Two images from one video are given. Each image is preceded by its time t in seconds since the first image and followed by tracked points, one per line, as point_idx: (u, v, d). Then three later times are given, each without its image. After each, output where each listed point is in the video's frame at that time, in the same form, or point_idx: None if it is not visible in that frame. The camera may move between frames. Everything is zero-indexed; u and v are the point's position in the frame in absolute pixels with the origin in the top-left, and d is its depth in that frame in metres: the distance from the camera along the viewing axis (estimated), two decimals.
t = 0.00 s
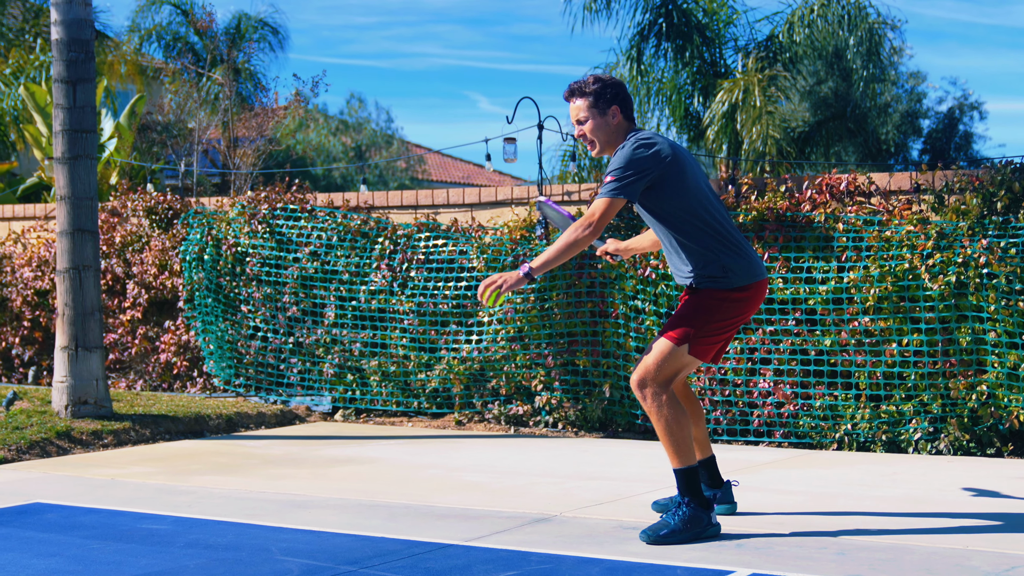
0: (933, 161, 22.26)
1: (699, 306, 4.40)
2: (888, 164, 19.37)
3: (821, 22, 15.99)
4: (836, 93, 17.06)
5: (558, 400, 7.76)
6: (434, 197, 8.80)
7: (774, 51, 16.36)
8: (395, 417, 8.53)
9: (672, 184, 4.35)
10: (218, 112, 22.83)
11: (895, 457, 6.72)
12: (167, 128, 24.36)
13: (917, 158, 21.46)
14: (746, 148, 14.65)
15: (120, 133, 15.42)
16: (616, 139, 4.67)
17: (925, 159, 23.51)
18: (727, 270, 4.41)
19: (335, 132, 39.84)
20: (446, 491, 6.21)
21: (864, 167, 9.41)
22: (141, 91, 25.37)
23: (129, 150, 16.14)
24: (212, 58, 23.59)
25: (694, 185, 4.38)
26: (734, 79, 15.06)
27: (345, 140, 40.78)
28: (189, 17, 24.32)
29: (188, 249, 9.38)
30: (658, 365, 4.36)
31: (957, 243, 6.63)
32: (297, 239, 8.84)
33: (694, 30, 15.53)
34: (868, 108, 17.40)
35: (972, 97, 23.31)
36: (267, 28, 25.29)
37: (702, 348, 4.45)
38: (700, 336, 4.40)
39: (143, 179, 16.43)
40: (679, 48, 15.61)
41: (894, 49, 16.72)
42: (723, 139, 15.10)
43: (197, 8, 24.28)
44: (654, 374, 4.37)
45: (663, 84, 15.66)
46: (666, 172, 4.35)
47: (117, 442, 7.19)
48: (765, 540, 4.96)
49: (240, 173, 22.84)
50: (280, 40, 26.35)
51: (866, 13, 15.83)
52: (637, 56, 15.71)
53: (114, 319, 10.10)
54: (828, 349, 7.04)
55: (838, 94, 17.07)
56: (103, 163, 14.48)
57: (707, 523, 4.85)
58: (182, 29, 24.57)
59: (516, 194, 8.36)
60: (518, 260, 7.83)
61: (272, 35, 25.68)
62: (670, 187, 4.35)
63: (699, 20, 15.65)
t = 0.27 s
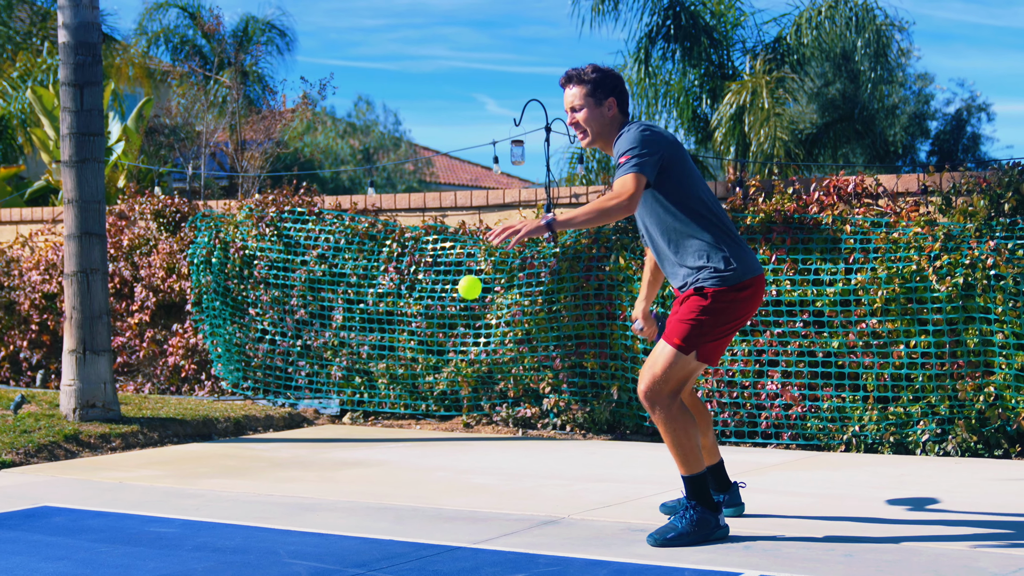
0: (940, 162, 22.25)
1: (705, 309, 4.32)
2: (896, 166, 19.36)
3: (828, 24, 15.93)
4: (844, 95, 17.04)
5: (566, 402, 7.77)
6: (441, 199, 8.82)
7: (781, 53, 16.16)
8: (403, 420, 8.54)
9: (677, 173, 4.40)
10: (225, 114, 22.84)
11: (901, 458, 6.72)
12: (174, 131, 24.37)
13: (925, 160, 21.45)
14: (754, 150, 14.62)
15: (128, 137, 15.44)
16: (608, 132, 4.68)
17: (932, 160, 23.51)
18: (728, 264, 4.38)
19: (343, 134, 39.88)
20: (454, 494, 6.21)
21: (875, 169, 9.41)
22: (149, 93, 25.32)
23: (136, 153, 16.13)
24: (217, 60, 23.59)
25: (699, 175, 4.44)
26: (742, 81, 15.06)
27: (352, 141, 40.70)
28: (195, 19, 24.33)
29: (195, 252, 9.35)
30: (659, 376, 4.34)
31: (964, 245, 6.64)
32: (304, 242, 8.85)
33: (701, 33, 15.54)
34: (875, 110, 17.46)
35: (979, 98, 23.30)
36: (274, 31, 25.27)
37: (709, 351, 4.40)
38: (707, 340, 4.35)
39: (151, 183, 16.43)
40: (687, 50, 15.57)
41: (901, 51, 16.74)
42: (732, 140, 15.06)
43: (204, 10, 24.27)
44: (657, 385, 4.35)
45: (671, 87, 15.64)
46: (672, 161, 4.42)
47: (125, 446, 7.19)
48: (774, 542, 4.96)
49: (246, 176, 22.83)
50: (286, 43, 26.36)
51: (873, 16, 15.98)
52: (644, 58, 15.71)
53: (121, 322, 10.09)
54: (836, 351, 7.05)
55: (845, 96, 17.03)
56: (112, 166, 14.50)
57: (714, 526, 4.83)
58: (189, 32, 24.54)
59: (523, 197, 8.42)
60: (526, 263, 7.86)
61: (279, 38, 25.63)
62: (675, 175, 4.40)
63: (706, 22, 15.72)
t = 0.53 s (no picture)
0: (945, 165, 22.27)
1: (708, 308, 4.20)
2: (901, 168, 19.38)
3: (834, 27, 16.32)
4: (849, 98, 16.91)
5: (571, 405, 7.78)
6: (447, 203, 8.78)
7: (786, 56, 16.50)
8: (408, 424, 8.54)
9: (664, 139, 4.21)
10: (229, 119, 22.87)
11: (906, 461, 6.71)
12: (178, 136, 24.38)
13: (929, 163, 21.47)
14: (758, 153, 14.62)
15: (133, 141, 15.45)
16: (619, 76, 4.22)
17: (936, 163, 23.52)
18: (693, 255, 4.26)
19: (347, 138, 39.92)
20: (460, 498, 6.20)
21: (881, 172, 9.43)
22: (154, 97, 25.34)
23: (142, 157, 16.13)
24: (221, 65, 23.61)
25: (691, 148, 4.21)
26: (747, 84, 15.08)
27: (356, 145, 40.64)
28: (200, 23, 24.35)
29: (200, 256, 9.38)
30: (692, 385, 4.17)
31: (970, 248, 6.64)
32: (309, 245, 8.85)
33: (706, 36, 15.61)
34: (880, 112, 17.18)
35: (983, 101, 23.32)
36: (279, 35, 25.28)
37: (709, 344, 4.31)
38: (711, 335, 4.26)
39: (156, 187, 16.45)
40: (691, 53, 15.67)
41: (906, 54, 16.76)
42: (736, 144, 14.97)
43: (207, 14, 24.30)
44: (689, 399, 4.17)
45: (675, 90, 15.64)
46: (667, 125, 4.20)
47: (130, 450, 7.18)
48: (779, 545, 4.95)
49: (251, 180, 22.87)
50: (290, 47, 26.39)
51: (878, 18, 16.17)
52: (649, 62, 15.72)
53: (126, 327, 10.09)
54: (841, 354, 7.05)
55: (851, 98, 16.92)
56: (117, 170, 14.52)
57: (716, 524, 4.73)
58: (193, 36, 24.59)
59: (528, 200, 8.43)
60: (531, 266, 7.86)
61: (284, 42, 25.63)
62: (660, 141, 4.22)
63: (711, 26, 15.75)
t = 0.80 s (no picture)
0: (946, 171, 22.27)
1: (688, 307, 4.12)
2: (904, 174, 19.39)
3: (834, 33, 16.49)
4: (851, 103, 16.61)
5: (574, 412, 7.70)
6: (449, 209, 8.81)
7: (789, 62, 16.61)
8: (411, 430, 8.53)
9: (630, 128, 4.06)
10: (231, 125, 22.88)
11: (910, 467, 6.70)
12: (180, 142, 24.38)
13: (930, 168, 21.47)
14: (760, 159, 14.62)
15: (135, 148, 15.47)
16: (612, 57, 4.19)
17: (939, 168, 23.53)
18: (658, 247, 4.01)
19: (348, 145, 39.95)
20: (463, 504, 6.19)
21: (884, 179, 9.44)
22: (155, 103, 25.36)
23: (144, 164, 16.13)
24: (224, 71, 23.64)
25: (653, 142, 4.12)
26: (748, 90, 15.08)
27: (359, 152, 40.68)
28: (202, 30, 24.38)
29: (203, 263, 9.37)
30: (689, 389, 4.13)
31: (972, 253, 6.65)
32: (312, 251, 8.86)
33: (709, 42, 15.58)
34: (881, 118, 17.18)
35: (985, 107, 23.32)
36: (281, 42, 25.32)
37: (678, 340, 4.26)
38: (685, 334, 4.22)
39: (158, 193, 16.46)
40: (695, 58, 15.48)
41: (907, 60, 16.79)
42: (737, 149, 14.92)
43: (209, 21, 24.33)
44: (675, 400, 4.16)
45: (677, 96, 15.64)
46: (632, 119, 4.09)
47: (133, 457, 7.17)
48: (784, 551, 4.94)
49: (253, 186, 22.89)
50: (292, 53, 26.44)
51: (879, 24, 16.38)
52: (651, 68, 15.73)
53: (129, 333, 10.09)
54: (844, 360, 7.04)
55: (852, 103, 16.62)
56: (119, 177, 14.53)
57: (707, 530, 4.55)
58: (196, 42, 24.63)
59: (531, 206, 8.38)
60: (534, 272, 7.85)
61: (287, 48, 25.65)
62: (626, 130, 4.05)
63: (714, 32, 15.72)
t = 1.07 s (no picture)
0: (954, 177, 22.24)
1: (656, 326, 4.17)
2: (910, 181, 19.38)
3: (841, 40, 16.29)
4: (857, 110, 16.70)
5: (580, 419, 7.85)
6: (456, 217, 8.81)
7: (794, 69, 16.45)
8: (417, 438, 8.54)
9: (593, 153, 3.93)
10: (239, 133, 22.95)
11: (918, 475, 6.68)
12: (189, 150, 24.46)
13: (938, 174, 21.44)
14: (766, 166, 14.61)
15: (143, 157, 15.54)
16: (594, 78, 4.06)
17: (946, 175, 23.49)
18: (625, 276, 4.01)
19: (356, 152, 40.08)
20: (470, 512, 6.19)
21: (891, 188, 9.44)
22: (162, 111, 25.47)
23: (152, 172, 16.18)
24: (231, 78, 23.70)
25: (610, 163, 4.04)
26: (755, 97, 15.06)
27: (366, 160, 40.85)
28: (210, 38, 24.47)
29: (211, 270, 9.39)
30: (677, 416, 4.17)
31: (980, 260, 6.64)
32: (319, 258, 8.88)
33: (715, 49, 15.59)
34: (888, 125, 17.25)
35: (993, 113, 23.28)
36: (289, 50, 25.40)
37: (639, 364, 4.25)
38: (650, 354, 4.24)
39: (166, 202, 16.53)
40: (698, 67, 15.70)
41: (914, 66, 16.77)
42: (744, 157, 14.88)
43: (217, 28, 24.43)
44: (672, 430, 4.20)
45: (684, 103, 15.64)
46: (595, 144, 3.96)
47: (140, 465, 7.19)
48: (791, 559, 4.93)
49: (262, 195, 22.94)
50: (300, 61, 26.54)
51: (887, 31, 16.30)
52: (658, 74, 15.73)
53: (137, 341, 10.11)
54: (851, 367, 7.03)
55: (858, 111, 16.69)
56: (127, 186, 14.62)
57: (685, 545, 4.45)
58: (204, 50, 24.73)
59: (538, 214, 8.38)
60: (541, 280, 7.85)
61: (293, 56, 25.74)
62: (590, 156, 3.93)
63: (719, 39, 15.77)
